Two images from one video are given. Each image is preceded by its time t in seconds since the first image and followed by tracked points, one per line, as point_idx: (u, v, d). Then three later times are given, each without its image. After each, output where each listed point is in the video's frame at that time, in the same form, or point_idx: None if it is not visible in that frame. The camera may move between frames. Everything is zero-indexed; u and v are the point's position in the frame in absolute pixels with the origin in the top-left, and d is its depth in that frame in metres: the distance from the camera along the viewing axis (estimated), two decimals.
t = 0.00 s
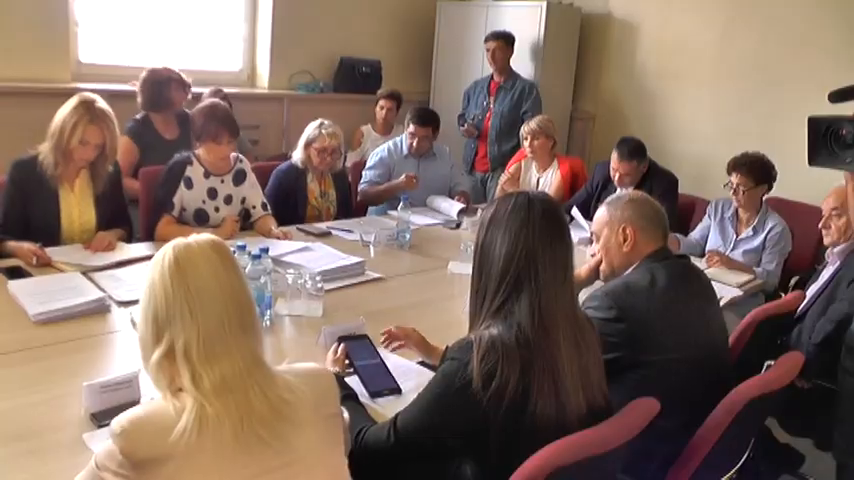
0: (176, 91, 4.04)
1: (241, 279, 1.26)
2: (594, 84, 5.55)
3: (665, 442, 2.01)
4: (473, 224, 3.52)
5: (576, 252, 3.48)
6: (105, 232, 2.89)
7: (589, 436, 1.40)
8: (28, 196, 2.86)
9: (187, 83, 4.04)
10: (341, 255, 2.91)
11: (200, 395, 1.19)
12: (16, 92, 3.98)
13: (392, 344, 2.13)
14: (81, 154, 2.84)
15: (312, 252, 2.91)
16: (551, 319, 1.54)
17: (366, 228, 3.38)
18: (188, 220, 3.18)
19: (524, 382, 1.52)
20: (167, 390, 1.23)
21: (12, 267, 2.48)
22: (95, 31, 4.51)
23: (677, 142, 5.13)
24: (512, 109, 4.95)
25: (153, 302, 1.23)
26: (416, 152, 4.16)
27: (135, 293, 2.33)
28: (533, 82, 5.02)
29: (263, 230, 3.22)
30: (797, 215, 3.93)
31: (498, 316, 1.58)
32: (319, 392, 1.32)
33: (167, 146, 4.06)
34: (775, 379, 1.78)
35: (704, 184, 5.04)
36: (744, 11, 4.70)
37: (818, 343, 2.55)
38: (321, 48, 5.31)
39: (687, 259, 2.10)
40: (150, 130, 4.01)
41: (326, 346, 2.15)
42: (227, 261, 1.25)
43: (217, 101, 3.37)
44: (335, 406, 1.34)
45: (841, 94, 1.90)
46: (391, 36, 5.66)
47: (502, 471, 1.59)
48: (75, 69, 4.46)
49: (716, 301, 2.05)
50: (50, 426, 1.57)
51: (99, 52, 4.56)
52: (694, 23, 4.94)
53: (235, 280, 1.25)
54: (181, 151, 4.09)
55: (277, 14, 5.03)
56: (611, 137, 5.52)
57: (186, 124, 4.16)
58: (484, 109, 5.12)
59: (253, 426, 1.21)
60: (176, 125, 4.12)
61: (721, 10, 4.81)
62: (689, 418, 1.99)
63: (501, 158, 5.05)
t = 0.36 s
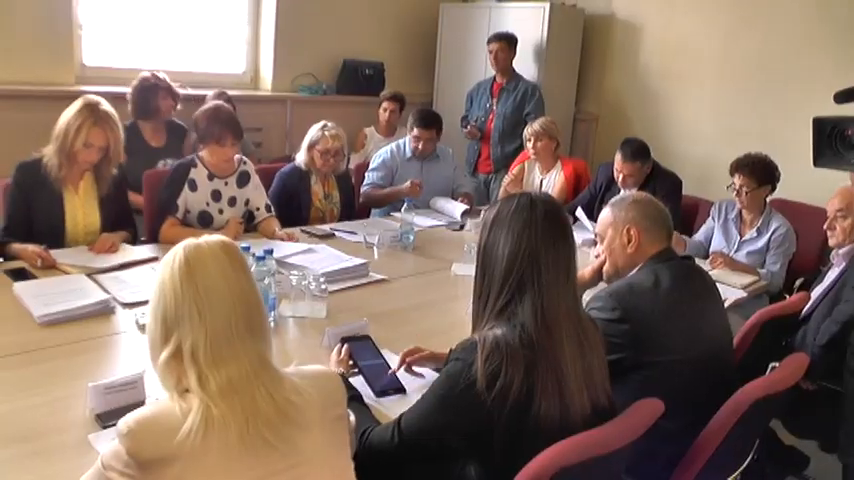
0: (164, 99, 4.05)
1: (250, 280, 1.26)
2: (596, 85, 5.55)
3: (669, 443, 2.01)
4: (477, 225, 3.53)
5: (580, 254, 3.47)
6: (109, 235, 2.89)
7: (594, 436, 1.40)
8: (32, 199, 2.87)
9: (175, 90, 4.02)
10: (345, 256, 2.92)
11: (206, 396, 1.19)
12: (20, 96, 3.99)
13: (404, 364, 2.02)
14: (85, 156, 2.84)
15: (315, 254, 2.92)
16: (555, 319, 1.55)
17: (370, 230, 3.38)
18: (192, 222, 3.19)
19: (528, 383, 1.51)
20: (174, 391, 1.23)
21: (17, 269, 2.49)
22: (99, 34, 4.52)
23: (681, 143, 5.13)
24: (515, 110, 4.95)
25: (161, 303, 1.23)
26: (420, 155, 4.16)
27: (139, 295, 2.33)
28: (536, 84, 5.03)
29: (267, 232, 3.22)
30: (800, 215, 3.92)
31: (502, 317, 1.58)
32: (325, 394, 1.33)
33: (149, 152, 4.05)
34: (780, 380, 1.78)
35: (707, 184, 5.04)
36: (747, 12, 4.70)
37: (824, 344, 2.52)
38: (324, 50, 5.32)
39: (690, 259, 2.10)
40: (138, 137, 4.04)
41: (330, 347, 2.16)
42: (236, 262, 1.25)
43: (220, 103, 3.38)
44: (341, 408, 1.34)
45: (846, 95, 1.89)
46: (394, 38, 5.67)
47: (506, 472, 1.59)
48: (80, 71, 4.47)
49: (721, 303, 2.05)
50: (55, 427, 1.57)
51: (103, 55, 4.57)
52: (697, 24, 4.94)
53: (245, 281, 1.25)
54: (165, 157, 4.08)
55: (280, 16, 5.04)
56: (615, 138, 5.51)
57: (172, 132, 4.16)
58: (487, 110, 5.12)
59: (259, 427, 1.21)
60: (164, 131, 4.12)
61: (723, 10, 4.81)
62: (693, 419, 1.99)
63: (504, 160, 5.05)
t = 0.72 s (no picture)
0: (173, 110, 4.03)
1: (286, 279, 1.26)
2: (620, 86, 5.51)
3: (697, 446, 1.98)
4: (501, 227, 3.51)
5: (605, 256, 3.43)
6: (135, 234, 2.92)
7: (619, 439, 1.38)
8: (58, 199, 2.89)
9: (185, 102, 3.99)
10: (369, 257, 2.92)
11: (234, 394, 1.19)
12: (46, 97, 4.03)
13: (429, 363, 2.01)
14: (110, 157, 2.87)
15: (339, 254, 2.92)
16: (581, 320, 1.53)
17: (394, 231, 3.38)
18: (217, 222, 3.21)
19: (554, 383, 1.50)
20: (203, 389, 1.22)
21: (45, 268, 2.51)
22: (124, 36, 4.56)
23: (706, 144, 5.07)
24: (538, 110, 4.93)
25: (194, 298, 1.24)
26: (444, 157, 4.16)
27: (164, 294, 2.34)
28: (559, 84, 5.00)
29: (291, 233, 3.23)
30: (829, 217, 3.86)
31: (528, 318, 1.57)
32: (352, 395, 1.32)
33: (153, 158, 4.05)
34: (810, 385, 1.74)
35: (733, 186, 4.98)
36: (773, 11, 4.64)
37: None
38: (347, 51, 5.33)
39: (717, 262, 2.07)
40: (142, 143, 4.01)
41: (355, 348, 2.15)
42: (272, 261, 1.25)
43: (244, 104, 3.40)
44: (369, 409, 1.34)
45: None
46: (416, 39, 5.67)
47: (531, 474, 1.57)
48: (104, 73, 4.50)
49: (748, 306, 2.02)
50: (83, 423, 1.58)
51: (128, 57, 4.61)
52: (722, 24, 4.89)
53: (280, 280, 1.25)
54: (168, 157, 4.08)
55: (303, 18, 5.06)
56: (639, 139, 5.47)
57: (177, 139, 4.14)
58: (510, 111, 5.09)
59: (287, 428, 1.20)
60: (166, 137, 4.09)
61: (749, 10, 4.75)
62: (721, 423, 1.96)
63: (528, 161, 5.03)
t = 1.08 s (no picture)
0: (214, 119, 4.06)
1: (358, 285, 1.23)
2: (673, 85, 5.41)
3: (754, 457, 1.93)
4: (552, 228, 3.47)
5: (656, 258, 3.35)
6: (188, 232, 2.96)
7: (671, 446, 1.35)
8: (115, 196, 2.96)
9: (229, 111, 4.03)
10: (420, 257, 2.92)
11: (294, 393, 1.17)
12: (105, 98, 4.11)
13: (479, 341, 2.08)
14: (164, 156, 2.94)
15: (390, 253, 2.93)
16: (636, 323, 1.50)
17: (445, 231, 3.39)
18: (268, 220, 3.25)
19: (609, 387, 1.47)
20: (262, 383, 1.19)
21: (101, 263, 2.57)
22: (179, 37, 4.65)
23: (761, 144, 4.95)
24: (589, 110, 4.87)
25: (264, 300, 1.21)
26: (496, 158, 4.14)
27: (216, 291, 2.37)
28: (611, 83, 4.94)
29: (342, 232, 3.25)
30: None
31: (582, 321, 1.54)
32: (410, 398, 1.29)
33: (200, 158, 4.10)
34: None
35: (789, 188, 4.84)
36: (834, 8, 4.51)
37: None
38: (398, 52, 5.35)
39: (775, 266, 2.01)
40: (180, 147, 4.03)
41: (407, 347, 2.16)
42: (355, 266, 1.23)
43: (297, 104, 3.43)
44: (423, 411, 1.31)
45: None
46: (466, 38, 5.66)
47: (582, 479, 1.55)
48: (159, 74, 4.60)
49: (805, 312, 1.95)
50: (138, 415, 1.62)
51: (183, 58, 4.69)
52: (780, 21, 4.76)
53: (353, 287, 1.22)
54: (214, 153, 4.16)
55: (355, 18, 5.10)
56: (692, 139, 5.35)
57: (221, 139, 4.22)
58: (561, 111, 5.05)
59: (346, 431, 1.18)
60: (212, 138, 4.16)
61: (809, 6, 4.61)
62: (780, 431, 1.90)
63: (579, 162, 4.98)
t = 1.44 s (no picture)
0: (261, 115, 4.11)
1: (405, 282, 1.22)
2: (728, 84, 5.29)
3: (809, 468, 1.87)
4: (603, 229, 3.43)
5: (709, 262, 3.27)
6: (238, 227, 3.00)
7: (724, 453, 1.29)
8: (169, 190, 3.02)
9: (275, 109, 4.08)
10: (470, 255, 2.92)
11: (344, 389, 1.17)
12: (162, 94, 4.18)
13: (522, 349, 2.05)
14: (216, 152, 2.98)
15: (441, 252, 2.93)
16: (691, 326, 1.47)
17: (495, 230, 3.38)
18: (319, 216, 3.27)
19: (662, 391, 1.45)
20: (311, 378, 1.19)
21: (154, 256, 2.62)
22: (233, 35, 4.74)
23: (820, 146, 4.80)
24: (642, 110, 4.80)
25: (311, 299, 1.21)
26: (547, 157, 4.12)
27: (266, 285, 2.40)
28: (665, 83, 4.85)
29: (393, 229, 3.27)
30: None
31: (635, 324, 1.52)
32: (459, 396, 1.28)
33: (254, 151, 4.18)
34: None
35: (848, 192, 4.69)
36: None
37: None
38: (450, 50, 5.35)
39: (834, 272, 1.94)
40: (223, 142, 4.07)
41: (456, 346, 2.15)
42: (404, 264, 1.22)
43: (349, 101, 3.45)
44: (471, 409, 1.30)
45: None
46: (517, 36, 5.62)
47: None
48: (212, 71, 4.70)
49: None
50: (189, 405, 1.65)
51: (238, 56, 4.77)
52: (842, 19, 4.62)
53: (401, 285, 1.21)
54: (265, 149, 4.19)
55: (408, 16, 5.11)
56: (747, 140, 5.22)
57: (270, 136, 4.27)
58: (613, 111, 4.98)
59: (395, 429, 1.18)
60: (262, 135, 4.23)
61: None
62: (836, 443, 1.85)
63: (631, 162, 4.90)
